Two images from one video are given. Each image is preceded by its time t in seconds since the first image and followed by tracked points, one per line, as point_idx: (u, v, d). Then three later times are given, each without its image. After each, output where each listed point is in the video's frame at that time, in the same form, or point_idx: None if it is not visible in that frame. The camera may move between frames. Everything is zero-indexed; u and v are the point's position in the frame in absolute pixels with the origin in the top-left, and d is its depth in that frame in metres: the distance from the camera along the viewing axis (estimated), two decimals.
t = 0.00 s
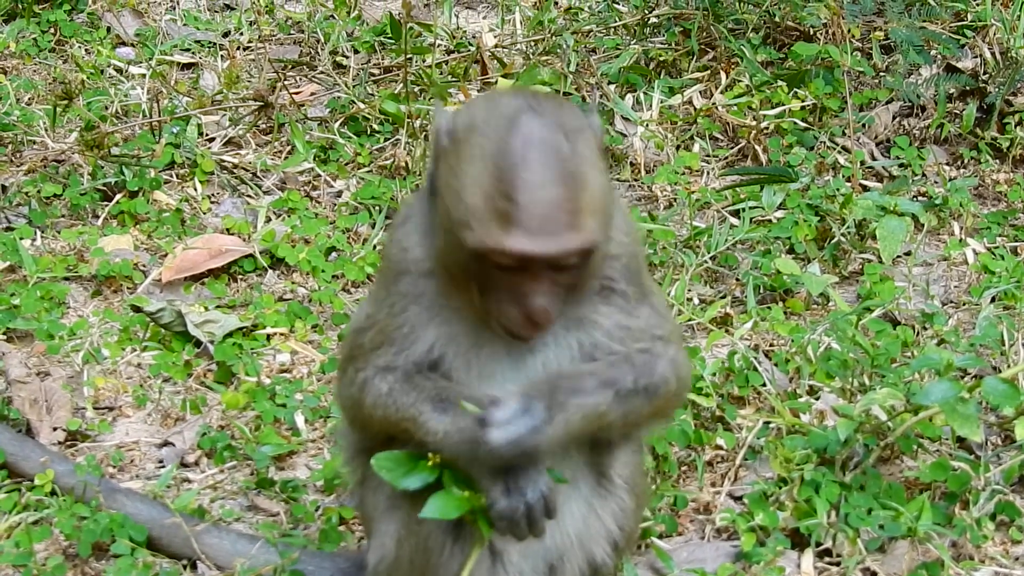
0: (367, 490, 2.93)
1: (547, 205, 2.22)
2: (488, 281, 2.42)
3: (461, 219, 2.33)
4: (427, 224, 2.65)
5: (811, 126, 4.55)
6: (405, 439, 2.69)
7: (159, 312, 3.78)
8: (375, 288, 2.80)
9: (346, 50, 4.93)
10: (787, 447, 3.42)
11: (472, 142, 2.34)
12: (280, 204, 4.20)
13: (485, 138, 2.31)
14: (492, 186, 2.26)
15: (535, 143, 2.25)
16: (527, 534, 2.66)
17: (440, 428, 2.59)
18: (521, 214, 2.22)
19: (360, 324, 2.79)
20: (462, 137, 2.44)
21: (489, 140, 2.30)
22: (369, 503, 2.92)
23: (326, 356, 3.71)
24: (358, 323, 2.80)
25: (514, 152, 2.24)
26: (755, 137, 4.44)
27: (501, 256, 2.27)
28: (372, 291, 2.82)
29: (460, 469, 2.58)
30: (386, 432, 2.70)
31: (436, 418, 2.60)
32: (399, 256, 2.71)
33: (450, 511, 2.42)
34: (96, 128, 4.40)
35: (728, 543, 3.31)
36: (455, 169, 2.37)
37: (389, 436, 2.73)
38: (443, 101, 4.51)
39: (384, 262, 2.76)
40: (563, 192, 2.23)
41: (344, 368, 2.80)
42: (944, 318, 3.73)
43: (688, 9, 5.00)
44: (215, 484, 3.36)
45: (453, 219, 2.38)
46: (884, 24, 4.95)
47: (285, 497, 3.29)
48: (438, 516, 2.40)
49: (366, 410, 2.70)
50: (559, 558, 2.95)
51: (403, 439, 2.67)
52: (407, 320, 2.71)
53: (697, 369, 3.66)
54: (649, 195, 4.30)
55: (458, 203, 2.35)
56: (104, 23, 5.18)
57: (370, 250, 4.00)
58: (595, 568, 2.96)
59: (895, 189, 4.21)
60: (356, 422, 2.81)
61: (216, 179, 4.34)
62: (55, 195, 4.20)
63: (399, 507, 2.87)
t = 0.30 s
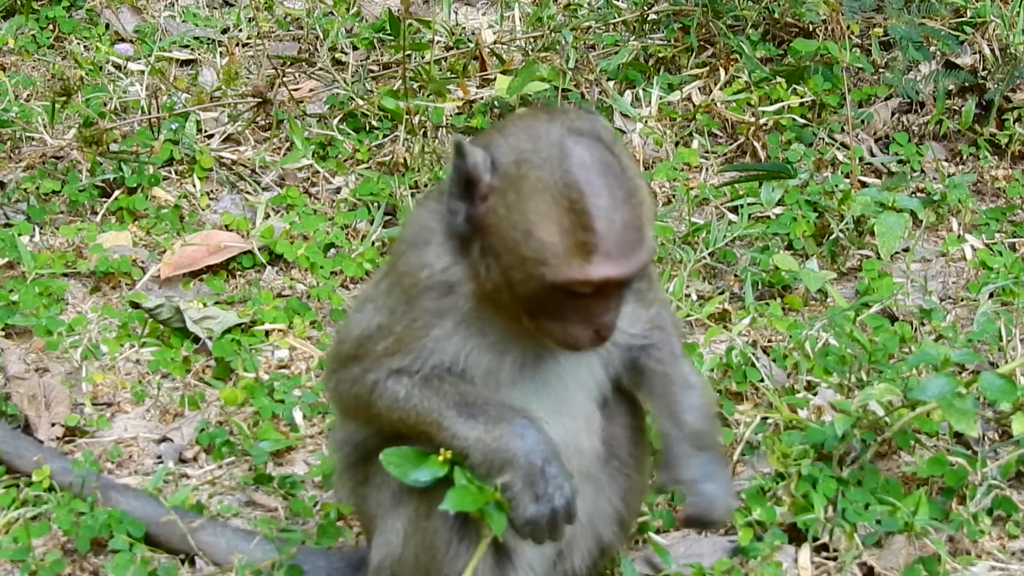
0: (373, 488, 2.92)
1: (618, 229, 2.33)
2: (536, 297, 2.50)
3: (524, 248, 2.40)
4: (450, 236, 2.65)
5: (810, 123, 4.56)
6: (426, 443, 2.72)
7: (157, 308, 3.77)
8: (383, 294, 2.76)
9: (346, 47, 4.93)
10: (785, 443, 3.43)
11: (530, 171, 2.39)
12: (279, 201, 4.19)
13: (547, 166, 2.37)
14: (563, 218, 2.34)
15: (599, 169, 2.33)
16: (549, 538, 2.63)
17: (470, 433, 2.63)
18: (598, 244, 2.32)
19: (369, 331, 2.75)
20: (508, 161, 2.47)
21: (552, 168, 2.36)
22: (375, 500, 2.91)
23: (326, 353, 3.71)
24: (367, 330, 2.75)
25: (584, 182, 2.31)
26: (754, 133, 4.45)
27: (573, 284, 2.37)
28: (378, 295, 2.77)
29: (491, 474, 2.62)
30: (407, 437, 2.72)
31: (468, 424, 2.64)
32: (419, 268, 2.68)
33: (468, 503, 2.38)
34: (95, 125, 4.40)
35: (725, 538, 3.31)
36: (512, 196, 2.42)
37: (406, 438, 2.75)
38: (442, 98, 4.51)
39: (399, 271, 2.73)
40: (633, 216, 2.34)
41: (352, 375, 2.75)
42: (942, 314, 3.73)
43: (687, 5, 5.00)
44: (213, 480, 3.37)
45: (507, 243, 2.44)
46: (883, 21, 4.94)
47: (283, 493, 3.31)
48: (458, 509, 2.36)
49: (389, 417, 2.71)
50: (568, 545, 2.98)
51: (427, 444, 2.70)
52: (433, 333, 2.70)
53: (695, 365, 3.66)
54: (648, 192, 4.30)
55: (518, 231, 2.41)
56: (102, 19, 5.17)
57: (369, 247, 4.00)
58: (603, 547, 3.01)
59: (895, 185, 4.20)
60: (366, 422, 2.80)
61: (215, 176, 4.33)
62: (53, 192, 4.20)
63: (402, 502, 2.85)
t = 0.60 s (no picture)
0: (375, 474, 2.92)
1: (622, 267, 2.30)
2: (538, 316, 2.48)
3: (530, 270, 2.38)
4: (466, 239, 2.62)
5: (809, 107, 4.55)
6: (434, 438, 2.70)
7: (155, 292, 3.78)
8: (397, 287, 2.72)
9: (344, 30, 4.92)
10: (782, 426, 3.44)
11: (546, 195, 2.36)
12: (278, 184, 4.19)
13: (562, 193, 2.34)
14: (568, 246, 2.31)
15: (613, 203, 2.30)
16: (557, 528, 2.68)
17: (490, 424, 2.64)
18: (597, 279, 2.29)
19: (381, 323, 2.70)
20: (529, 181, 2.44)
21: (566, 196, 2.34)
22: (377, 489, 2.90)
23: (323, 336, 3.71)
24: (379, 322, 2.70)
25: (595, 214, 2.28)
26: (753, 116, 4.45)
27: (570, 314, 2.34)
28: (391, 288, 2.73)
29: (509, 464, 2.65)
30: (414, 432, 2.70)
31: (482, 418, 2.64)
32: (436, 267, 2.65)
33: (459, 490, 2.42)
34: (93, 109, 4.40)
35: (722, 521, 3.32)
36: (527, 218, 2.40)
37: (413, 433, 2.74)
38: (441, 81, 4.52)
39: (415, 266, 2.69)
40: (640, 255, 2.30)
41: (362, 366, 2.71)
42: (940, 297, 3.74)
43: None
44: (211, 463, 3.38)
45: (514, 260, 2.42)
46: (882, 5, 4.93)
47: (281, 476, 3.34)
48: (449, 492, 2.40)
49: (400, 412, 2.68)
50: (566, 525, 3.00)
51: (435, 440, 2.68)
52: (448, 332, 2.67)
53: (694, 348, 3.66)
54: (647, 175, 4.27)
55: (526, 252, 2.39)
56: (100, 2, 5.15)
57: (367, 231, 3.99)
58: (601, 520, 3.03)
59: (893, 168, 4.21)
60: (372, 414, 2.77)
61: (213, 159, 4.32)
62: (51, 176, 4.20)
63: (407, 491, 2.85)
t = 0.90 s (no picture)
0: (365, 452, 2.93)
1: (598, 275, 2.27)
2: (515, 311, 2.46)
3: (509, 267, 2.36)
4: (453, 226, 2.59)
5: (808, 83, 4.54)
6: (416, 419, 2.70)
7: (153, 268, 3.77)
8: (384, 268, 2.70)
9: (343, 6, 4.91)
10: (780, 401, 3.45)
11: (531, 193, 2.33)
12: (275, 160, 4.18)
13: (546, 194, 2.31)
14: (545, 247, 2.29)
15: (595, 208, 2.26)
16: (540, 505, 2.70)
17: (475, 403, 2.65)
18: (571, 284, 2.27)
19: (368, 303, 2.69)
20: (518, 174, 2.41)
21: (549, 197, 2.31)
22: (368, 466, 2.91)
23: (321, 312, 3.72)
24: (366, 302, 2.70)
25: (573, 220, 2.26)
26: (751, 92, 4.44)
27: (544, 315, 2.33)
28: (379, 268, 2.71)
29: (494, 442, 2.66)
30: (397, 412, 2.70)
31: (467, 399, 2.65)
32: (423, 252, 2.63)
33: (447, 465, 2.41)
34: (91, 84, 4.40)
35: (720, 496, 3.34)
36: (510, 213, 2.37)
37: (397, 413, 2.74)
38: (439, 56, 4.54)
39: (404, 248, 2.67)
40: (617, 264, 2.27)
41: (347, 345, 2.70)
42: (939, 272, 3.72)
43: None
44: (209, 440, 3.40)
45: (494, 252, 2.40)
46: None
47: (279, 452, 3.37)
48: (436, 468, 2.40)
49: (383, 391, 2.69)
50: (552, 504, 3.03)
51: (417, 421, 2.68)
52: (433, 317, 2.66)
53: (691, 324, 3.67)
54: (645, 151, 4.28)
55: (506, 247, 2.37)
56: None
57: (365, 207, 3.98)
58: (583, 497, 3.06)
59: (891, 145, 4.20)
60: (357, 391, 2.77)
61: (211, 136, 4.31)
62: (49, 152, 4.19)
63: (396, 468, 2.85)
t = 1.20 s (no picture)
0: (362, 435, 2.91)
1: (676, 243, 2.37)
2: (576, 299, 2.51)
3: (581, 254, 2.41)
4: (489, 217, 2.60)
5: (802, 67, 4.54)
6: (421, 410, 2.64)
7: (147, 251, 3.77)
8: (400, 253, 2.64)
9: None
10: (774, 385, 3.43)
11: (599, 181, 2.39)
12: (269, 143, 4.17)
13: (614, 177, 2.38)
14: (626, 228, 2.36)
15: (658, 180, 2.37)
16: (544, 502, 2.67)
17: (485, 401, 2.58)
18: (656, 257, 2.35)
19: (383, 289, 2.62)
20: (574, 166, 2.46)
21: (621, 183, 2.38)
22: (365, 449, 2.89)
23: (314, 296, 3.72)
24: (380, 288, 2.62)
25: (647, 195, 2.34)
26: (745, 77, 4.43)
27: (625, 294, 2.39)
28: (395, 254, 2.64)
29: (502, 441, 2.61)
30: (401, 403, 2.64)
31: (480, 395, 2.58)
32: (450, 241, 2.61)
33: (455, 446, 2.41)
34: (84, 68, 4.39)
35: (713, 480, 3.32)
36: (577, 202, 2.43)
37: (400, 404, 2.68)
38: (433, 41, 4.54)
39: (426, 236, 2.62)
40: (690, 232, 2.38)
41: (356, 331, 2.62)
42: (931, 257, 3.73)
43: None
44: (202, 424, 3.40)
45: (562, 241, 2.44)
46: None
47: (272, 435, 3.38)
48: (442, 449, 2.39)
49: (391, 380, 2.62)
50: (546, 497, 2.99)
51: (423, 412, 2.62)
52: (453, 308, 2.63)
53: (684, 309, 3.67)
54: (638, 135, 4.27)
55: (578, 236, 2.41)
56: None
57: (358, 190, 3.98)
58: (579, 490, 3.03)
59: (884, 129, 4.21)
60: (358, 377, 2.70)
61: (205, 119, 4.31)
62: (43, 135, 4.19)
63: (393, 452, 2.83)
